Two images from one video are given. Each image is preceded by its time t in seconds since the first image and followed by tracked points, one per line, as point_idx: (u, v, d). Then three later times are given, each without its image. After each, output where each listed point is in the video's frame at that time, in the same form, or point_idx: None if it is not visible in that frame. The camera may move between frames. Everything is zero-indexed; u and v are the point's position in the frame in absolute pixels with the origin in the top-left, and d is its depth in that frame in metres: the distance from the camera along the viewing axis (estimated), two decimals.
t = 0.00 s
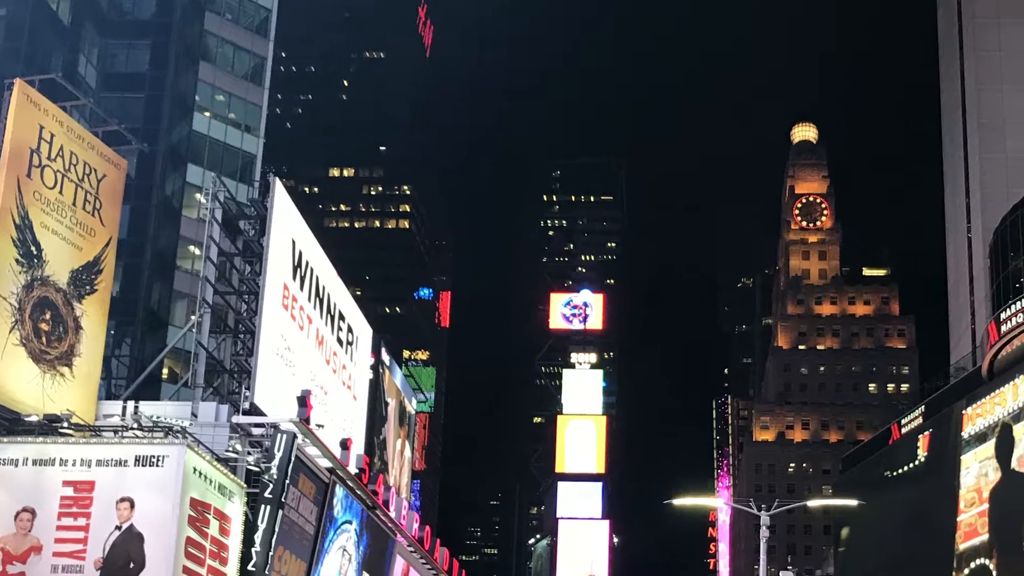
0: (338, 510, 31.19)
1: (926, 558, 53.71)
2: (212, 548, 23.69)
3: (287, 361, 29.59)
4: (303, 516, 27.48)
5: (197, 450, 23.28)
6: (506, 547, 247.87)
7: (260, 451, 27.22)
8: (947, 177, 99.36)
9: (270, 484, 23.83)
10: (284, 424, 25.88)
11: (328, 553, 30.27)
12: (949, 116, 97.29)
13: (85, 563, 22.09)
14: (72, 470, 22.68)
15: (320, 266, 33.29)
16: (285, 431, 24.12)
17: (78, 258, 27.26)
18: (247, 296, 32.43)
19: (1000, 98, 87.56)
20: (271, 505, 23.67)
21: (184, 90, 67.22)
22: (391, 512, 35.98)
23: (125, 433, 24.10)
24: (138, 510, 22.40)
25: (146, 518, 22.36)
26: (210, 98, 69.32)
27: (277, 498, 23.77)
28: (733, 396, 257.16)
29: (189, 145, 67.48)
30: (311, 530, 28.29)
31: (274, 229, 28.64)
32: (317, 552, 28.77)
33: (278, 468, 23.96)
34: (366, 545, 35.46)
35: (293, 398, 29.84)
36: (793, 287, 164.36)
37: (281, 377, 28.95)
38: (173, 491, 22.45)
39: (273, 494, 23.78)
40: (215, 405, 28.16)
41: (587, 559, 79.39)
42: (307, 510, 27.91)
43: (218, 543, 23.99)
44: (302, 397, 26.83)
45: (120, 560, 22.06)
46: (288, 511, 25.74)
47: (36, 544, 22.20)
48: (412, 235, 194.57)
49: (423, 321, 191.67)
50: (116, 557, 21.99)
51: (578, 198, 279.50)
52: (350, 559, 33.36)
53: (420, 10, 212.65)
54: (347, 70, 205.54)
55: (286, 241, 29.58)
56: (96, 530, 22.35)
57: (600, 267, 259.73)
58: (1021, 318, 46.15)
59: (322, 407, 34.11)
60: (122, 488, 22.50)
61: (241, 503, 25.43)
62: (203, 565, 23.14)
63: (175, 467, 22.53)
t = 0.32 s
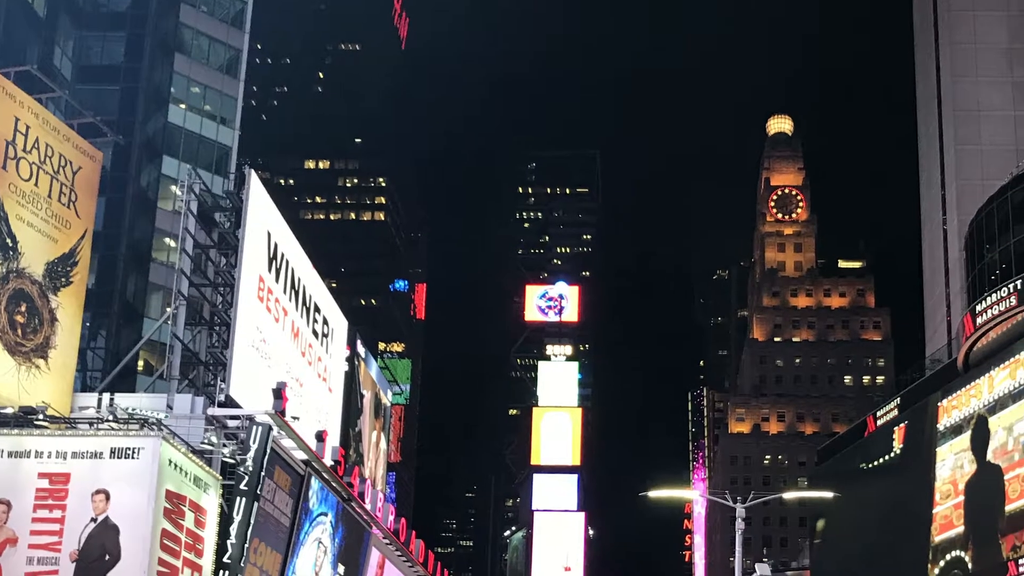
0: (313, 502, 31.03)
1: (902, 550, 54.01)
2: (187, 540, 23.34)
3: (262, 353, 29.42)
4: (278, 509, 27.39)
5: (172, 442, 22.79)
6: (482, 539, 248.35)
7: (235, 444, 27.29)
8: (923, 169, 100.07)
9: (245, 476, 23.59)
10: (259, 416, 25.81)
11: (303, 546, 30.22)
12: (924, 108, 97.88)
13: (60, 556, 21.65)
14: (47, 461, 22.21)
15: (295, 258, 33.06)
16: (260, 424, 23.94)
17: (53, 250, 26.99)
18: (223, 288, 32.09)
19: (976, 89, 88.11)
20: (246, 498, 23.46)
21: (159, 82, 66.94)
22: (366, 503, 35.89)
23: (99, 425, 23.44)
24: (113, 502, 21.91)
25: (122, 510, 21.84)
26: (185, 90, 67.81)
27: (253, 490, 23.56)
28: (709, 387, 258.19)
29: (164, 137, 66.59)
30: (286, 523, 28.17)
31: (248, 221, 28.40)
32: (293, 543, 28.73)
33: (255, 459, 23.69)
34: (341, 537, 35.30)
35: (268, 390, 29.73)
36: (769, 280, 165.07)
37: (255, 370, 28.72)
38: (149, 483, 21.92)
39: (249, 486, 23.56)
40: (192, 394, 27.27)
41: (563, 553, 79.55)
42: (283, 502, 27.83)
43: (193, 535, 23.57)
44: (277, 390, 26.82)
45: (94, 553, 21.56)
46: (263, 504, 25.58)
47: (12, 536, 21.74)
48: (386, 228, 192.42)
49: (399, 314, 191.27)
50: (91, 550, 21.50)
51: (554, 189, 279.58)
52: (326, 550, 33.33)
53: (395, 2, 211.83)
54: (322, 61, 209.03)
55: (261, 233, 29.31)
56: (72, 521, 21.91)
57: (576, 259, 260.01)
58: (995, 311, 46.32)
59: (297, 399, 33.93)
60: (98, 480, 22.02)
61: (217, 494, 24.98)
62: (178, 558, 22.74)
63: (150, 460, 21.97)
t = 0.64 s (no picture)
0: (289, 494, 31.15)
1: (878, 541, 54.49)
2: (163, 532, 23.00)
3: (237, 345, 29.42)
4: (254, 501, 27.55)
5: (148, 434, 22.52)
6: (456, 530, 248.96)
7: (211, 435, 27.07)
8: (898, 161, 100.86)
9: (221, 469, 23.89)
10: (235, 408, 26.02)
11: (279, 538, 30.38)
12: (900, 102, 98.55)
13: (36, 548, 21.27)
14: (22, 454, 21.90)
15: (270, 250, 33.03)
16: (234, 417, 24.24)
17: (29, 242, 26.92)
18: (198, 279, 31.99)
19: (951, 82, 88.77)
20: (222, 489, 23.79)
21: (135, 74, 66.44)
22: (342, 496, 36.02)
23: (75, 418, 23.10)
24: (89, 494, 21.58)
25: (97, 502, 21.53)
26: (161, 82, 68.44)
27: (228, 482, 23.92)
28: (684, 379, 259.50)
29: (139, 128, 66.70)
30: (261, 515, 28.36)
31: (223, 213, 28.34)
32: (269, 535, 28.90)
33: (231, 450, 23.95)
34: (317, 529, 35.42)
35: (243, 382, 29.81)
36: (744, 272, 165.82)
37: (231, 361, 28.84)
38: (124, 475, 21.66)
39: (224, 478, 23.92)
40: (167, 386, 27.06)
41: (538, 546, 80.05)
42: (257, 495, 28.02)
43: (168, 527, 23.27)
44: (253, 382, 26.91)
45: (70, 545, 21.20)
46: (237, 496, 25.61)
47: None
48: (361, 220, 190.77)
49: (374, 306, 191.01)
50: (66, 542, 21.14)
51: (529, 181, 279.60)
52: (302, 541, 33.51)
53: None
54: (297, 54, 208.95)
55: (236, 225, 29.36)
56: (47, 514, 21.54)
57: (551, 252, 260.62)
58: (971, 303, 47.05)
59: (273, 391, 33.95)
60: (73, 472, 21.69)
61: (192, 487, 24.77)
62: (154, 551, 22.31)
63: (125, 451, 21.73)
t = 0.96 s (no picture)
0: (264, 486, 31.04)
1: (852, 532, 54.82)
2: (139, 524, 22.85)
3: (212, 337, 29.28)
4: (229, 493, 27.42)
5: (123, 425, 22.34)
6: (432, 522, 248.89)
7: (186, 428, 26.92)
8: (873, 154, 101.46)
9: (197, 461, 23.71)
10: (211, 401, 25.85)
11: (255, 530, 30.30)
12: (876, 95, 99.10)
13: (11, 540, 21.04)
14: None
15: (245, 241, 32.84)
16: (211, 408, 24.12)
17: (5, 234, 26.58)
18: (174, 272, 31.74)
19: (926, 74, 89.26)
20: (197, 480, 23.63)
21: (111, 66, 65.98)
22: (316, 487, 35.85)
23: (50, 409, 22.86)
24: (64, 487, 21.39)
25: (73, 494, 21.36)
26: (136, 74, 68.14)
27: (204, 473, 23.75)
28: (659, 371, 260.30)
29: (114, 121, 66.22)
30: (237, 507, 28.29)
31: (199, 205, 28.15)
32: (244, 527, 28.82)
33: (207, 442, 23.78)
34: (293, 522, 35.30)
35: (219, 374, 29.63)
36: (719, 264, 166.52)
37: (206, 353, 28.68)
38: (100, 467, 21.46)
39: (200, 470, 23.74)
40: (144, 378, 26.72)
41: (513, 539, 80.27)
42: (233, 487, 27.91)
43: (144, 519, 23.10)
44: (227, 374, 26.68)
45: (45, 537, 21.00)
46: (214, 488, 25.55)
47: None
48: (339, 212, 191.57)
49: (349, 297, 190.38)
50: (41, 534, 20.94)
51: (504, 173, 279.25)
52: (278, 534, 33.38)
53: None
54: (273, 45, 209.09)
55: (212, 217, 29.19)
56: (23, 506, 21.35)
57: (526, 244, 260.78)
58: (947, 294, 47.36)
59: (248, 383, 33.79)
60: (48, 464, 21.51)
61: (168, 479, 24.62)
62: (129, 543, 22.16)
63: (101, 444, 21.52)
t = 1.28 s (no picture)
0: (240, 478, 30.71)
1: (827, 524, 55.00)
2: (114, 516, 22.41)
3: (187, 329, 28.90)
4: (204, 485, 27.11)
5: (99, 417, 21.98)
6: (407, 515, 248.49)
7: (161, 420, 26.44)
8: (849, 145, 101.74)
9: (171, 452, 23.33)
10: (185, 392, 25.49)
11: (230, 522, 29.98)
12: (851, 87, 99.41)
13: None
14: None
15: (221, 233, 32.47)
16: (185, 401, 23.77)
17: None
18: (149, 264, 31.26)
19: (902, 66, 89.59)
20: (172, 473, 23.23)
21: (86, 59, 65.26)
22: (292, 479, 35.53)
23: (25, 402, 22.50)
24: (40, 478, 21.05)
25: (48, 486, 20.97)
26: (111, 66, 67.40)
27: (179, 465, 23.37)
28: (635, 363, 260.62)
29: (89, 112, 65.44)
30: (212, 499, 27.97)
31: (174, 198, 27.77)
32: (219, 520, 28.52)
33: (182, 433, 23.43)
34: (267, 514, 34.98)
35: (194, 367, 29.29)
36: (695, 256, 166.99)
37: (180, 346, 28.32)
38: (74, 459, 21.09)
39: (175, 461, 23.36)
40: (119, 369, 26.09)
41: (489, 531, 80.03)
42: (208, 479, 27.55)
43: (119, 511, 22.71)
44: (202, 366, 26.27)
45: (21, 529, 20.64)
46: (189, 480, 25.20)
47: None
48: (312, 204, 189.31)
49: (324, 289, 189.42)
50: (16, 527, 20.57)
51: (480, 164, 278.55)
52: (252, 527, 33.05)
53: None
54: (248, 38, 207.18)
55: (187, 208, 28.77)
56: None
57: (501, 236, 260.61)
58: (922, 286, 47.49)
59: (223, 375, 33.45)
60: (24, 456, 21.19)
61: (144, 471, 24.24)
62: (104, 534, 21.71)
63: (77, 436, 21.20)
